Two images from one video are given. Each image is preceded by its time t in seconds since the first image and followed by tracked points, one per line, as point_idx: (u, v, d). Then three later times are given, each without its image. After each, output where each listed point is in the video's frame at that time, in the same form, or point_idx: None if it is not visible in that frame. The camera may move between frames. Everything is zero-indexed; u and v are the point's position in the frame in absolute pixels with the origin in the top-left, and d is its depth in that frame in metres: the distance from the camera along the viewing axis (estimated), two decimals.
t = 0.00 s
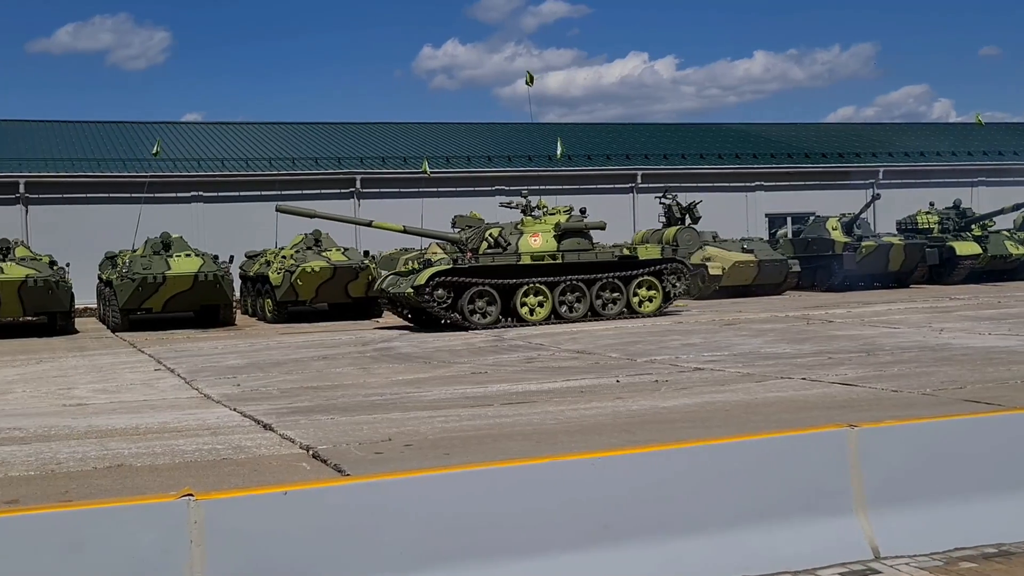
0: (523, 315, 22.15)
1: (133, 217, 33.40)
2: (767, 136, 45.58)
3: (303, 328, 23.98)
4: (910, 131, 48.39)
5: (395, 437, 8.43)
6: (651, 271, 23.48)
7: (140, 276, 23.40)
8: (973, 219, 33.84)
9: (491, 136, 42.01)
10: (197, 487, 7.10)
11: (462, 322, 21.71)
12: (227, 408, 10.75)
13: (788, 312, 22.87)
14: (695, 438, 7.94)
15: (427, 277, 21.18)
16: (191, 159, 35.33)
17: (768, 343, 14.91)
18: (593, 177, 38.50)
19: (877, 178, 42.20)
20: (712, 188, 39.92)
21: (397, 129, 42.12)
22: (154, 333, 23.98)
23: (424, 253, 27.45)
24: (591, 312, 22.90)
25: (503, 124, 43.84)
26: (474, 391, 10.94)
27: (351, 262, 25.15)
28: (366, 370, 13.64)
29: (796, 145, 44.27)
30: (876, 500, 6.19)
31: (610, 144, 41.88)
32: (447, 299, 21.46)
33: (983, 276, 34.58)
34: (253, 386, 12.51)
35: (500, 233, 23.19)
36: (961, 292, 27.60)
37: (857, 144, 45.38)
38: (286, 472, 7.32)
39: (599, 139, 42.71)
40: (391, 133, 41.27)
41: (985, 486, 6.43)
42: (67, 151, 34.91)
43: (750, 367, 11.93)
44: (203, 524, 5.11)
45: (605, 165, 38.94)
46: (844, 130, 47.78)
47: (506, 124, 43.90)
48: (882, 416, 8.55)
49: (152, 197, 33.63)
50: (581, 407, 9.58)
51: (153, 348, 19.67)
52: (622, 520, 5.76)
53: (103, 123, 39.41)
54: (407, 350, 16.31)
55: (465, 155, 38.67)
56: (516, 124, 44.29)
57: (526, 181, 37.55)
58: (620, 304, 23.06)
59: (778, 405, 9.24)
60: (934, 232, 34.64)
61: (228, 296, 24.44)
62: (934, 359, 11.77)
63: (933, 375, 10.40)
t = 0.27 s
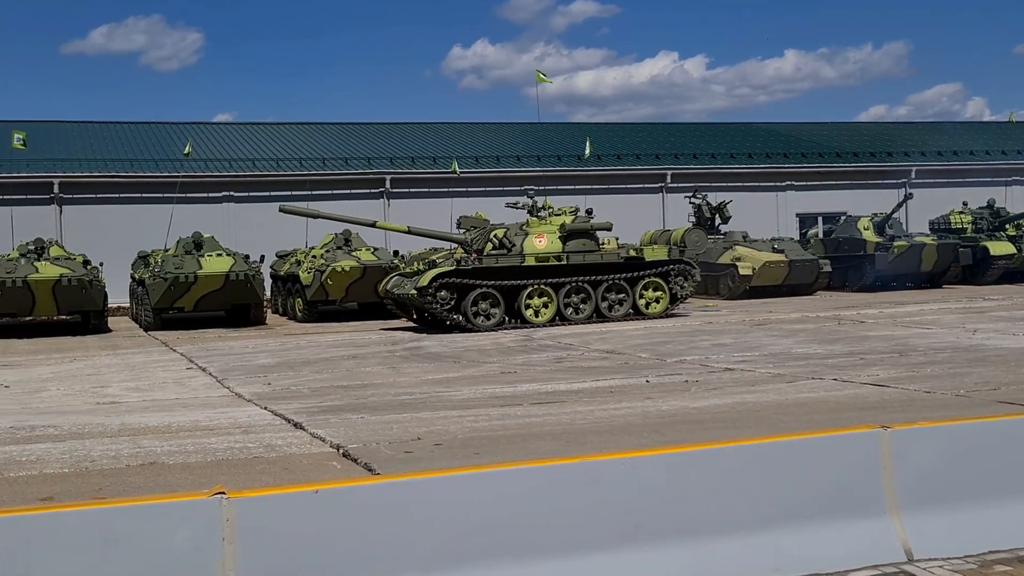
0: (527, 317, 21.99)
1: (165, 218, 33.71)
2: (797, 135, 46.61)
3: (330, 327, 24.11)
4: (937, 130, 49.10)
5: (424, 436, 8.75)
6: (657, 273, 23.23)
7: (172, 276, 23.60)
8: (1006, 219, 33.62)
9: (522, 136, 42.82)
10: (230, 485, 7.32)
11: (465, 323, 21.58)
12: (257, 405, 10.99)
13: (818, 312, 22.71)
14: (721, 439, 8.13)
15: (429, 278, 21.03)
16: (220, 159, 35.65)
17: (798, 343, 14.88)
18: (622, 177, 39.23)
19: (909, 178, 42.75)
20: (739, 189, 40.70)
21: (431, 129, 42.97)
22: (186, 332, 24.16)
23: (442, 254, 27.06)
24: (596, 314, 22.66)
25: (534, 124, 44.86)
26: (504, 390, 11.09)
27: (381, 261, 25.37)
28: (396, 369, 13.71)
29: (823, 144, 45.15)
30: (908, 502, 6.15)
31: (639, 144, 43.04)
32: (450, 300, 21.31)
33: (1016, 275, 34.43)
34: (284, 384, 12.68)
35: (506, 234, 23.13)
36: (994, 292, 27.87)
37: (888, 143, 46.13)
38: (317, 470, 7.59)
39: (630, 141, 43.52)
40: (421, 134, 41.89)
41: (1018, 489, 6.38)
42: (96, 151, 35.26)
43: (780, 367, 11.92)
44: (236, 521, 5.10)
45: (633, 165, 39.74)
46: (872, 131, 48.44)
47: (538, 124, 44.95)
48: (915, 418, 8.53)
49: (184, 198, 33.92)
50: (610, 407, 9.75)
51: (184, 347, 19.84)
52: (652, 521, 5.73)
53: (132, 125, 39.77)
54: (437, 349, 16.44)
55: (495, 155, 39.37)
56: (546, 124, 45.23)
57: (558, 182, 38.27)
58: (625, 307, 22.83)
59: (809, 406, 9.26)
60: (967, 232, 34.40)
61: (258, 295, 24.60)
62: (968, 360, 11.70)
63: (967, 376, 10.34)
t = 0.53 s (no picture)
0: (529, 319, 21.79)
1: (195, 219, 33.96)
2: (828, 134, 46.48)
3: (358, 326, 24.21)
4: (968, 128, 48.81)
5: (453, 435, 8.79)
6: (661, 274, 22.99)
7: (202, 275, 23.77)
8: None
9: (552, 136, 42.99)
10: (259, 483, 7.40)
11: (467, 325, 21.41)
12: (285, 405, 11.06)
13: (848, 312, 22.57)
14: (752, 440, 8.12)
15: (431, 279, 20.94)
16: (251, 159, 35.94)
17: (828, 344, 14.79)
18: (651, 177, 39.31)
19: (941, 178, 42.53)
20: (769, 189, 40.65)
21: (460, 129, 43.17)
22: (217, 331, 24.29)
23: (456, 254, 26.74)
24: (599, 316, 22.42)
25: (562, 124, 44.97)
26: (531, 390, 11.10)
27: (409, 260, 25.79)
28: (424, 368, 13.76)
29: (852, 143, 45.01)
30: (940, 504, 6.09)
31: (668, 143, 43.11)
32: (451, 302, 21.19)
33: None
34: (312, 383, 12.76)
35: (509, 236, 23.11)
36: None
37: (919, 142, 45.86)
38: (346, 470, 7.69)
39: (658, 141, 43.53)
40: (449, 134, 41.98)
41: None
42: (126, 151, 35.62)
43: (810, 368, 11.85)
44: (265, 520, 5.12)
45: (661, 165, 39.81)
46: (902, 129, 48.14)
47: (565, 124, 45.04)
48: (948, 420, 8.47)
49: (213, 197, 34.15)
50: (639, 407, 9.74)
51: (214, 346, 19.97)
52: (683, 521, 5.70)
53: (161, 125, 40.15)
54: (465, 349, 16.48)
55: (523, 155, 39.50)
56: (575, 124, 45.40)
57: (586, 183, 38.49)
58: (630, 308, 22.56)
59: (840, 406, 9.22)
60: (1000, 231, 34.13)
61: (288, 295, 24.76)
62: (1001, 361, 11.59)
63: (1000, 377, 10.24)
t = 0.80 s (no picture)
0: (529, 320, 21.50)
1: (221, 218, 34.19)
2: (855, 134, 46.17)
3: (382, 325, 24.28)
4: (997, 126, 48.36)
5: (478, 435, 8.82)
6: (664, 275, 22.66)
7: (229, 274, 23.93)
8: None
9: (578, 136, 42.98)
10: (285, 482, 7.45)
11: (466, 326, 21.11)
12: (310, 404, 11.11)
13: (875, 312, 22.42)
14: (779, 440, 8.10)
15: (430, 281, 20.63)
16: (278, 159, 36.19)
17: (855, 344, 14.70)
18: (677, 177, 39.21)
19: (969, 176, 42.19)
20: (797, 189, 40.48)
21: (485, 128, 43.22)
22: (244, 330, 24.41)
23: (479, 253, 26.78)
24: (600, 318, 22.11)
25: (587, 124, 44.97)
26: (556, 390, 11.10)
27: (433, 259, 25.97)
28: (450, 368, 13.79)
29: (879, 142, 44.72)
30: (968, 505, 6.04)
31: (693, 143, 43.01)
32: (451, 304, 20.89)
33: None
34: (337, 382, 12.82)
35: (509, 236, 22.88)
36: None
37: (947, 141, 45.48)
38: (371, 469, 7.74)
39: (684, 140, 43.42)
40: (474, 134, 42.02)
41: None
42: (154, 151, 35.93)
43: (836, 368, 11.78)
44: (291, 519, 5.14)
45: (686, 164, 39.73)
46: (929, 128, 47.74)
47: (590, 124, 45.02)
48: (977, 420, 8.40)
49: (240, 197, 34.38)
50: (665, 407, 9.73)
51: (240, 345, 20.09)
52: (709, 521, 5.68)
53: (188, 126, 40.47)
54: (490, 348, 16.48)
55: (548, 155, 39.51)
56: (600, 123, 45.35)
57: (610, 183, 38.49)
58: (632, 310, 22.24)
59: (867, 407, 9.17)
60: None
61: (314, 294, 24.91)
62: None
63: None
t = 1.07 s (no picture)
0: (528, 321, 21.30)
1: (246, 218, 34.43)
2: (880, 133, 45.86)
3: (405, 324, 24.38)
4: None
5: (502, 434, 8.85)
6: (665, 275, 22.42)
7: (253, 273, 24.07)
8: None
9: (602, 135, 42.94)
10: (309, 480, 7.51)
11: (464, 327, 20.91)
12: (334, 403, 11.18)
13: (900, 312, 22.27)
14: (804, 440, 8.07)
15: (428, 282, 20.41)
16: (303, 159, 36.39)
17: (879, 344, 14.62)
18: (701, 176, 39.11)
19: (995, 175, 41.90)
20: (822, 187, 40.31)
21: (508, 128, 43.24)
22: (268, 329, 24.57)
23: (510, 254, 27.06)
24: (601, 318, 21.89)
25: (611, 122, 44.96)
26: (579, 389, 11.11)
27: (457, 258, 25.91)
28: (473, 367, 13.83)
29: (904, 141, 44.45)
30: (994, 505, 6.00)
31: (717, 142, 42.92)
32: (449, 305, 20.69)
33: None
34: (361, 381, 12.90)
35: (509, 237, 22.74)
36: None
37: (974, 139, 45.13)
38: (395, 468, 7.79)
39: (707, 139, 43.33)
40: (497, 133, 42.07)
41: None
42: (179, 151, 36.19)
43: (861, 368, 11.73)
44: (315, 518, 5.10)
45: (711, 163, 39.68)
46: (955, 127, 47.39)
47: (614, 123, 45.01)
48: (1004, 420, 8.34)
49: (264, 196, 34.61)
50: (688, 407, 9.72)
51: (264, 344, 20.23)
52: (734, 521, 5.62)
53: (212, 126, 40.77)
54: (513, 348, 16.50)
55: (572, 154, 39.54)
56: (623, 123, 45.33)
57: (633, 183, 38.45)
58: (632, 311, 22.00)
59: (892, 406, 9.13)
60: None
61: (338, 293, 25.05)
62: None
63: None
